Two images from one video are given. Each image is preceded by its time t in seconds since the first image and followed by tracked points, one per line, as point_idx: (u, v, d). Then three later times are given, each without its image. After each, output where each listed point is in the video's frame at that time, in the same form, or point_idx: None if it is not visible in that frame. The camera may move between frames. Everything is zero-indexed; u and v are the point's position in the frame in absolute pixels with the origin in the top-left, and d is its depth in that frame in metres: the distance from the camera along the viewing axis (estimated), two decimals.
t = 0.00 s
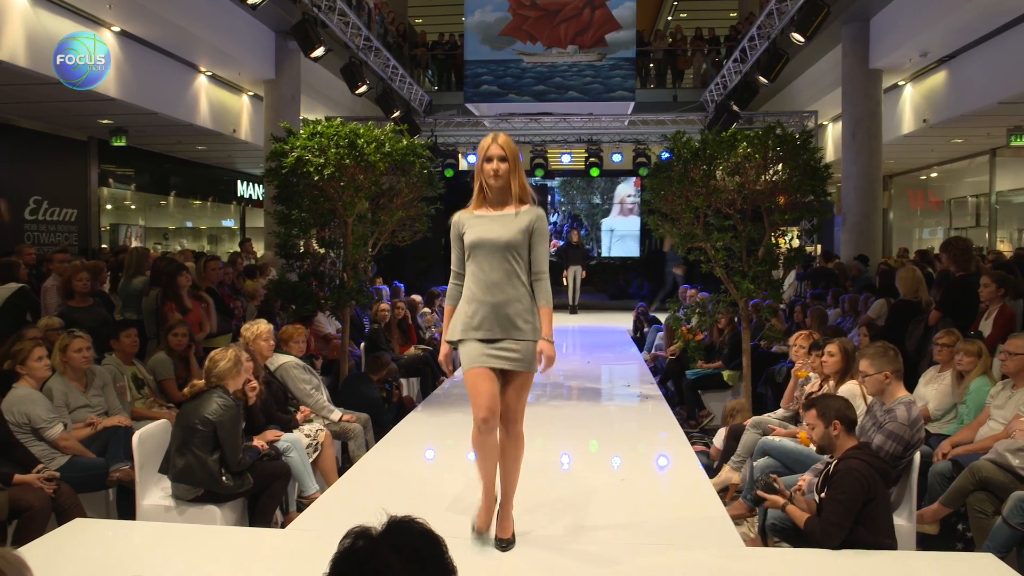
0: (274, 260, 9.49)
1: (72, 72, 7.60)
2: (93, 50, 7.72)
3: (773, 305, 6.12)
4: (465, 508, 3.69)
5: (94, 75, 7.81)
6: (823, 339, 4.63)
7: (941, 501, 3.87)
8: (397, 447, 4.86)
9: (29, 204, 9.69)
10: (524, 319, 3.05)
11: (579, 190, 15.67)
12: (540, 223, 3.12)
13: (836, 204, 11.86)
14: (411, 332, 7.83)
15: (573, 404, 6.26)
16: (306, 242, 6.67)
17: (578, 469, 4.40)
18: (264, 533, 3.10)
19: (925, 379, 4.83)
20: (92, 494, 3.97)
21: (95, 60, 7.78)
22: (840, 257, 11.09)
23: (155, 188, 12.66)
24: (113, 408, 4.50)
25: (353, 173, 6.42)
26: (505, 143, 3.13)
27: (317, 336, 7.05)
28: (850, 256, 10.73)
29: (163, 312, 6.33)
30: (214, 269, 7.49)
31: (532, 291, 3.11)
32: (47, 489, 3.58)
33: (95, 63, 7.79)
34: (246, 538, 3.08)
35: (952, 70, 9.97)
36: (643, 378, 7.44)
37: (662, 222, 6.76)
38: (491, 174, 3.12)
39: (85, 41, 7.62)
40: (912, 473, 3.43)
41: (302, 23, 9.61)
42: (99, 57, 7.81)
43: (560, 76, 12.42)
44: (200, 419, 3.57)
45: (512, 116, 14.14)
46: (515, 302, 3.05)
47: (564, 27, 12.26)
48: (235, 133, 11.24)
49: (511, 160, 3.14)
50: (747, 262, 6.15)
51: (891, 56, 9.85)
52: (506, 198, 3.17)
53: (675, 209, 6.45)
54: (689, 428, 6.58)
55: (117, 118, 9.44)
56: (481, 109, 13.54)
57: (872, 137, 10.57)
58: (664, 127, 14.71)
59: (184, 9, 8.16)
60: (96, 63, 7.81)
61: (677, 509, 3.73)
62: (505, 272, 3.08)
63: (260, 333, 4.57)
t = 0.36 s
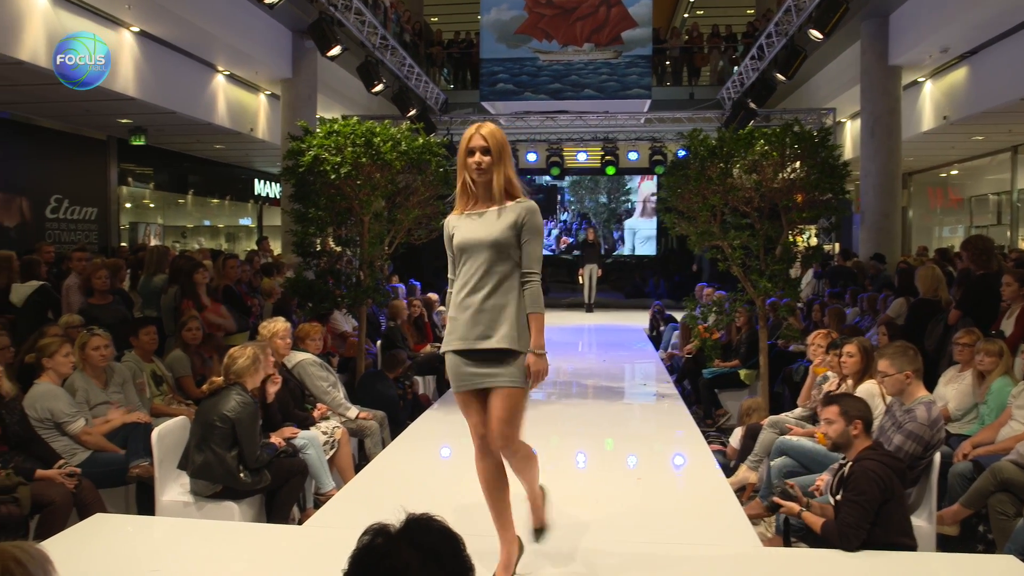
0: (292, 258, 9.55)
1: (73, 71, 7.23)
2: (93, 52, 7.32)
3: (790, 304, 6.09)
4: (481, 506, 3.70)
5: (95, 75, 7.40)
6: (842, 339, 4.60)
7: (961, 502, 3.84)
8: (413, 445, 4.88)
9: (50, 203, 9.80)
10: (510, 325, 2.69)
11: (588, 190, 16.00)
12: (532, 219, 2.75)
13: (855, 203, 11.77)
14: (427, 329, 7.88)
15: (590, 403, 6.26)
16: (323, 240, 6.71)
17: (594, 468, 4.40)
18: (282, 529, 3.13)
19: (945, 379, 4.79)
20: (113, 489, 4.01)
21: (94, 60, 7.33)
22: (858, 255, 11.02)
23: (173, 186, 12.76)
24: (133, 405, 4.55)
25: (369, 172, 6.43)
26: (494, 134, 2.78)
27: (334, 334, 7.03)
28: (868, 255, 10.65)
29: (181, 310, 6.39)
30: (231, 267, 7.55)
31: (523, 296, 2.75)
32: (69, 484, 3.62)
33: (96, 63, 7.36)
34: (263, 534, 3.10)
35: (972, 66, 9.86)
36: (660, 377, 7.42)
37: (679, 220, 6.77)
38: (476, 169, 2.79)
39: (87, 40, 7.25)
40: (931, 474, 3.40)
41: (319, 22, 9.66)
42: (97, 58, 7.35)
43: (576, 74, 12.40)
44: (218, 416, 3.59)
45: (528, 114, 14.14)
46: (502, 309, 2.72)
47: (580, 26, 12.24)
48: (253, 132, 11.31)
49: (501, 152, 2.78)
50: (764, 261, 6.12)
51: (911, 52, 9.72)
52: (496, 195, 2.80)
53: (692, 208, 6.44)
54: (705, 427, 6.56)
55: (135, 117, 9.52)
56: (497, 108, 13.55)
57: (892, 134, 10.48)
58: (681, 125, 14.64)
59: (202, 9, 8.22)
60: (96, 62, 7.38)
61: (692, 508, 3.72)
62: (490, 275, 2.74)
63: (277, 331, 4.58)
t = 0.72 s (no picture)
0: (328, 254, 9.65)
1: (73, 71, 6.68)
2: (94, 53, 6.74)
3: (828, 302, 6.01)
4: (516, 502, 3.71)
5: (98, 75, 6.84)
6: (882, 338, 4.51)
7: (1007, 506, 3.76)
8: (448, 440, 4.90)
9: (93, 200, 10.01)
10: (477, 333, 2.49)
11: (613, 187, 15.92)
12: (494, 217, 2.52)
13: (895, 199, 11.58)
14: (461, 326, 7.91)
15: (625, 400, 6.23)
16: (358, 236, 6.77)
17: (628, 466, 4.38)
18: (319, 522, 3.16)
19: (989, 379, 4.68)
20: (154, 480, 4.09)
21: (96, 61, 6.75)
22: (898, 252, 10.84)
23: (211, 184, 12.95)
24: (173, 398, 4.63)
25: (404, 169, 6.46)
26: (452, 131, 2.60)
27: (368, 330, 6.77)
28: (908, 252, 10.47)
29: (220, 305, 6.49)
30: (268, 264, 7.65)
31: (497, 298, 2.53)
32: (113, 475, 3.70)
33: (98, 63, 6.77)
34: (302, 527, 3.14)
35: (1017, 58, 9.62)
36: (695, 374, 7.37)
37: (715, 216, 6.70)
38: (444, 171, 2.63)
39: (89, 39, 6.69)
40: (975, 477, 3.33)
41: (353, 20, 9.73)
42: (99, 58, 6.76)
43: (609, 70, 12.35)
44: (257, 411, 3.65)
45: (561, 111, 14.11)
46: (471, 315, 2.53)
47: (614, 22, 12.17)
48: (288, 129, 11.44)
49: (462, 147, 2.59)
50: (802, 258, 6.05)
51: (954, 45, 9.50)
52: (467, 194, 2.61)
53: (728, 204, 6.38)
54: (741, 425, 6.49)
55: (175, 116, 9.68)
56: (530, 104, 13.55)
57: (933, 128, 10.28)
58: (716, 120, 14.51)
59: (239, 9, 8.32)
60: (97, 63, 6.79)
61: (728, 508, 3.68)
62: (461, 281, 2.57)
63: (312, 327, 4.62)
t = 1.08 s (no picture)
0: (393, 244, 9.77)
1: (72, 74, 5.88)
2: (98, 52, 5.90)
3: (904, 294, 5.82)
4: (580, 493, 3.72)
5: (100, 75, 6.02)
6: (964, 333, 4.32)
7: None
8: (512, 430, 4.93)
9: (170, 192, 10.38)
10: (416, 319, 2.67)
11: (678, 178, 15.64)
12: (428, 206, 2.61)
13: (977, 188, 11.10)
14: (525, 316, 7.94)
15: (690, 393, 6.16)
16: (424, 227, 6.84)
17: (693, 458, 4.34)
18: (388, 507, 3.21)
19: None
20: (229, 462, 4.23)
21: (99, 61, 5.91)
22: (980, 242, 10.41)
23: (282, 175, 13.26)
24: (247, 383, 4.77)
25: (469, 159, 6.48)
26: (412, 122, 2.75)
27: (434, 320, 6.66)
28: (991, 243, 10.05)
29: (290, 294, 6.65)
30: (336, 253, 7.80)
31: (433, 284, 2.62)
32: (191, 456, 3.84)
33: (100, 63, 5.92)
34: (371, 510, 3.20)
35: None
36: (763, 367, 7.23)
37: (785, 206, 6.55)
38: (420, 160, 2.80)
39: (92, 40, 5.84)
40: None
41: (420, 12, 9.81)
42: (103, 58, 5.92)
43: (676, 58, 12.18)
44: (327, 397, 3.73)
45: (627, 100, 13.98)
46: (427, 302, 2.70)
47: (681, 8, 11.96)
48: (356, 121, 11.62)
49: (419, 137, 2.74)
50: (877, 248, 5.86)
51: None
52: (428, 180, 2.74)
53: (799, 193, 6.23)
54: (811, 420, 6.34)
55: (248, 110, 9.93)
56: (595, 94, 13.46)
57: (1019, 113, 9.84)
58: (787, 108, 14.15)
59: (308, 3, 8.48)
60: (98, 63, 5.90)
61: (799, 504, 3.60)
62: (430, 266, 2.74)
63: (380, 315, 4.69)
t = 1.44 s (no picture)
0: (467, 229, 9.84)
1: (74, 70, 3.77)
2: (100, 49, 3.46)
3: (998, 284, 5.55)
4: (652, 481, 3.70)
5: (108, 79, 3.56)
6: None
7: None
8: (585, 416, 4.93)
9: (252, 179, 10.71)
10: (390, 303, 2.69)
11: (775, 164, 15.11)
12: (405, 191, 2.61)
13: None
14: (598, 303, 7.91)
15: (767, 382, 6.05)
16: (498, 213, 6.87)
17: (770, 450, 4.26)
18: (463, 489, 3.25)
19: None
20: (309, 441, 4.36)
21: (102, 62, 3.47)
22: None
23: (359, 162, 13.51)
24: (326, 365, 4.91)
25: (544, 145, 6.45)
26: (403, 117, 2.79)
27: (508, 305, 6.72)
28: None
29: (366, 278, 6.79)
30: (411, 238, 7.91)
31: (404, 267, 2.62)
32: (274, 435, 3.98)
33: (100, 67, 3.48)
34: (446, 490, 3.25)
35: None
36: (844, 357, 7.03)
37: (870, 191, 6.32)
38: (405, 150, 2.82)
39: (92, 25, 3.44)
40: None
41: None
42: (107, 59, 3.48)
43: (756, 39, 11.87)
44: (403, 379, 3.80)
45: (704, 83, 13.70)
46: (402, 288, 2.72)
47: None
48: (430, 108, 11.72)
49: (407, 130, 2.77)
50: (969, 236, 5.61)
51: None
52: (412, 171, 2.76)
53: (885, 178, 6.00)
54: (894, 413, 6.13)
55: (326, 98, 10.13)
56: (671, 77, 13.23)
57: None
58: (873, 89, 13.61)
59: None
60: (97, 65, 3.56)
61: (880, 499, 3.49)
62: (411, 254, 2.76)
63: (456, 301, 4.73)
